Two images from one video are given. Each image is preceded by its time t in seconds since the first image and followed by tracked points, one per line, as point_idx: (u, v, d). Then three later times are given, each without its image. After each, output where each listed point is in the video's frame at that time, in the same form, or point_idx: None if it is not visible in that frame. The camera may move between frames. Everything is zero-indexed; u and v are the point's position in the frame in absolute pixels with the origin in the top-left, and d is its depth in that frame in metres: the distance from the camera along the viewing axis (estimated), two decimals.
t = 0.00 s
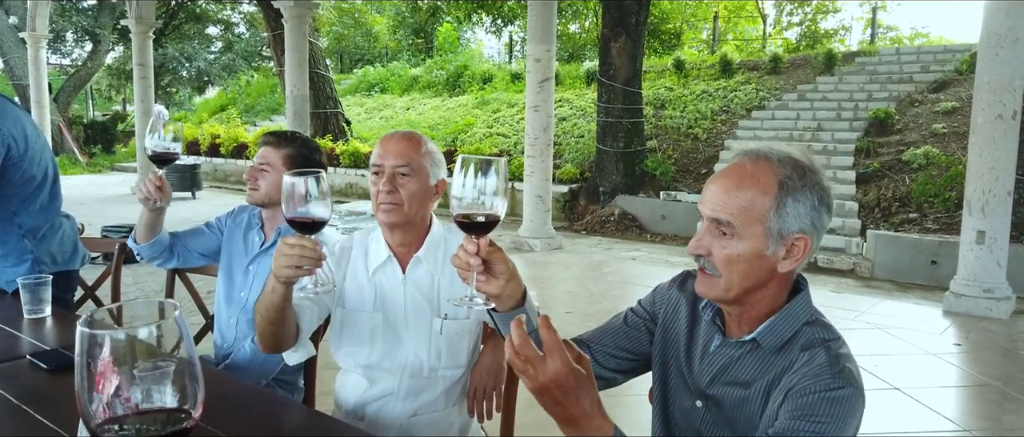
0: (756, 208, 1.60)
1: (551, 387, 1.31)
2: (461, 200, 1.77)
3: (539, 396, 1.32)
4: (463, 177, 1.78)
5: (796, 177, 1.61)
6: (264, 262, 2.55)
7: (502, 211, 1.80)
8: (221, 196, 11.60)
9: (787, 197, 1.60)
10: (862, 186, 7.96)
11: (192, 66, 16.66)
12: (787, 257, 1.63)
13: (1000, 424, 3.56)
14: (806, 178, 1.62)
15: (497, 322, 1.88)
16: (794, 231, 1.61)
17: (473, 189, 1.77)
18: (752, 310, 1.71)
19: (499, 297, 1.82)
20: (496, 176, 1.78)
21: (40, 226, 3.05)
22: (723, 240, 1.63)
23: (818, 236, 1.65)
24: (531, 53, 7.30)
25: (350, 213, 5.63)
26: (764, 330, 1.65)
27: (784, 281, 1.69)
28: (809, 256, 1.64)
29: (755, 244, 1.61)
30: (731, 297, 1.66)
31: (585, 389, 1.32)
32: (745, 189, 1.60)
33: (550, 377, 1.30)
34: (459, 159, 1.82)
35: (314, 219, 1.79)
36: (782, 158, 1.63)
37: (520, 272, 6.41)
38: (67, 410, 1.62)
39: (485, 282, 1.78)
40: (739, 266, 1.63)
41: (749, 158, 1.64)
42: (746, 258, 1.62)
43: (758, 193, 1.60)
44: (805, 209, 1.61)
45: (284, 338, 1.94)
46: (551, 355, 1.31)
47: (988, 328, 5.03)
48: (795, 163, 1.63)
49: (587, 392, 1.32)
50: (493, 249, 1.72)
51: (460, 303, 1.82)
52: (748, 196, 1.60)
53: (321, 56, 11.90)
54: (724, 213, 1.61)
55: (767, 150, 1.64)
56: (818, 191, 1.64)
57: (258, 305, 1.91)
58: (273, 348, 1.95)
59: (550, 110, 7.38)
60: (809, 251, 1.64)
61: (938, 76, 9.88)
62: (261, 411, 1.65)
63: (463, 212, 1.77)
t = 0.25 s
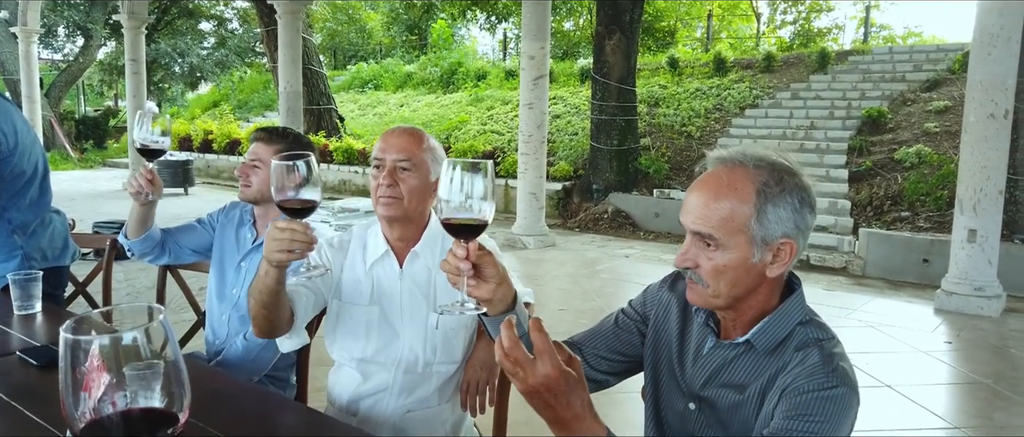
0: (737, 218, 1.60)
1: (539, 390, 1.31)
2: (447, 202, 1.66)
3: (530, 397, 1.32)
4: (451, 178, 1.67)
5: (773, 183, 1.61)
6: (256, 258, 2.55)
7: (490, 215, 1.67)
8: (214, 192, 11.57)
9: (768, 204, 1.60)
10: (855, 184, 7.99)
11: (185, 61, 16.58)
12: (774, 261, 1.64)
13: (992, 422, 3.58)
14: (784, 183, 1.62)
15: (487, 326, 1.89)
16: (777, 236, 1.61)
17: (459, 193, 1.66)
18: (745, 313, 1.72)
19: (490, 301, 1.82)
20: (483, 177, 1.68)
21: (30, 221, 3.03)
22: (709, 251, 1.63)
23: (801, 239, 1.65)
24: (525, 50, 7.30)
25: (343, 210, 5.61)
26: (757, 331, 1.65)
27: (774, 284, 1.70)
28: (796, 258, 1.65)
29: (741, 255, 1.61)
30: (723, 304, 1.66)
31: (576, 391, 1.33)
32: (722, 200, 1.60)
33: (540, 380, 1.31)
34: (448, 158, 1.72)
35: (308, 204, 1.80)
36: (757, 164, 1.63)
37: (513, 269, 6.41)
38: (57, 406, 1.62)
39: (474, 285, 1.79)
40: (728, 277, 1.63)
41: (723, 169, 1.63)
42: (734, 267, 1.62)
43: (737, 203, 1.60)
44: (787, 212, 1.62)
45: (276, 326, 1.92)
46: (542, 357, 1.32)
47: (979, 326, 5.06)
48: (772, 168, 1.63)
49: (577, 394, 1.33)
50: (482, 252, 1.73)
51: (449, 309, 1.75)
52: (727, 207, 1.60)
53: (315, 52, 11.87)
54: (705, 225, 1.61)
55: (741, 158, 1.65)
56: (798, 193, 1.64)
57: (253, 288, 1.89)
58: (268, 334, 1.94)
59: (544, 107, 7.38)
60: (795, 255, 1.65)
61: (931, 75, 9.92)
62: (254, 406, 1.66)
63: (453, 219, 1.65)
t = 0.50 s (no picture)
0: (727, 215, 1.60)
1: (527, 383, 1.32)
2: (439, 203, 1.63)
3: (519, 389, 1.33)
4: (442, 175, 1.64)
5: (761, 179, 1.61)
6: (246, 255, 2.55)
7: (481, 215, 1.65)
8: (206, 187, 11.52)
9: (757, 200, 1.60)
10: (847, 181, 8.02)
11: (176, 56, 16.42)
12: (766, 257, 1.64)
13: (981, 418, 3.61)
14: (772, 179, 1.62)
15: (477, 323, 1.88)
16: (769, 232, 1.61)
17: (451, 192, 1.63)
18: (737, 310, 1.72)
19: (480, 301, 1.80)
20: (475, 176, 1.65)
21: (18, 216, 3.02)
22: (700, 249, 1.63)
23: (792, 234, 1.65)
24: (518, 46, 7.30)
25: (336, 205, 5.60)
26: (749, 327, 1.65)
27: (765, 280, 1.70)
28: (787, 253, 1.65)
29: (733, 251, 1.61)
30: (715, 301, 1.67)
31: (565, 383, 1.34)
32: (711, 197, 1.60)
33: (527, 372, 1.31)
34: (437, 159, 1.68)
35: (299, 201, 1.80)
36: (745, 160, 1.63)
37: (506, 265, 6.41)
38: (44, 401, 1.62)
39: (465, 285, 1.77)
40: (720, 273, 1.63)
41: (711, 165, 1.63)
42: (725, 264, 1.62)
43: (726, 200, 1.60)
44: (777, 208, 1.61)
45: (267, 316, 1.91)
46: (528, 350, 1.32)
47: (969, 322, 5.10)
48: (760, 164, 1.62)
49: (565, 387, 1.34)
50: (473, 252, 1.72)
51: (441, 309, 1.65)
52: (716, 204, 1.60)
53: (308, 47, 11.83)
54: (696, 223, 1.61)
55: (729, 154, 1.65)
56: (788, 188, 1.64)
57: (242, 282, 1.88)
58: (259, 328, 1.93)
59: (537, 103, 7.38)
60: (786, 250, 1.65)
61: (923, 73, 9.96)
62: (243, 401, 1.65)
63: (445, 219, 1.63)
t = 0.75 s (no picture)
0: (719, 207, 1.60)
1: (519, 368, 1.34)
2: (424, 198, 1.61)
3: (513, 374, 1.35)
4: (428, 169, 1.61)
5: (754, 171, 1.61)
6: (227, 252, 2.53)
7: (467, 211, 1.63)
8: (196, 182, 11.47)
9: (749, 192, 1.60)
10: (838, 177, 8.05)
11: (166, 49, 16.36)
12: (757, 249, 1.65)
13: (970, 412, 3.63)
14: (764, 171, 1.62)
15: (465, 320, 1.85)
16: (760, 224, 1.62)
17: (436, 188, 1.61)
18: (726, 305, 1.73)
19: (468, 296, 1.78)
20: (462, 170, 1.62)
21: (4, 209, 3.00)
22: (691, 241, 1.63)
23: (783, 227, 1.66)
24: (510, 40, 7.29)
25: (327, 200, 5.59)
26: (739, 322, 1.65)
27: (755, 274, 1.71)
28: (777, 248, 1.66)
29: (724, 243, 1.62)
30: (705, 294, 1.66)
31: (557, 370, 1.35)
32: (704, 189, 1.61)
33: (518, 358, 1.33)
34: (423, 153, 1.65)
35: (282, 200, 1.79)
36: (738, 153, 1.63)
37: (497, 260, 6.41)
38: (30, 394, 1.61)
39: (452, 280, 1.76)
40: (712, 265, 1.63)
41: (705, 157, 1.63)
42: (716, 256, 1.62)
43: (721, 192, 1.60)
44: (768, 201, 1.62)
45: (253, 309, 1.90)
46: (522, 337, 1.33)
47: (958, 317, 5.13)
48: (753, 156, 1.63)
49: (556, 374, 1.35)
50: (460, 247, 1.68)
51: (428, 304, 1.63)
52: (710, 196, 1.60)
53: (299, 41, 11.78)
54: (687, 215, 1.61)
55: (722, 146, 1.65)
56: (779, 180, 1.64)
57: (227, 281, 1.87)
58: (246, 327, 1.94)
59: (529, 98, 7.37)
60: (777, 243, 1.65)
61: (913, 68, 10.01)
62: (233, 396, 1.65)
63: (433, 216, 1.61)
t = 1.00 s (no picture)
0: (699, 214, 1.48)
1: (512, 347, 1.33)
2: (409, 190, 1.61)
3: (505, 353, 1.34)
4: (413, 161, 1.62)
5: (730, 175, 1.48)
6: (199, 246, 2.49)
7: (454, 203, 1.63)
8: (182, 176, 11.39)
9: (728, 196, 1.48)
10: (825, 171, 8.10)
11: (152, 43, 16.24)
12: (741, 248, 1.54)
13: (954, 404, 3.66)
14: (741, 174, 1.49)
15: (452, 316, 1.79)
16: (742, 226, 1.50)
17: (422, 180, 1.61)
18: (714, 296, 1.63)
19: (454, 289, 1.72)
20: (447, 163, 1.64)
21: None
22: (675, 249, 1.51)
23: (766, 224, 1.55)
24: (498, 35, 7.28)
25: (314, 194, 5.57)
26: (724, 312, 1.58)
27: (739, 268, 1.62)
28: (762, 244, 1.55)
29: (707, 249, 1.50)
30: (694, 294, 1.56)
31: (552, 354, 1.34)
32: (680, 195, 1.48)
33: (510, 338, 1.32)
34: (409, 145, 1.66)
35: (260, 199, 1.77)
36: (713, 155, 1.50)
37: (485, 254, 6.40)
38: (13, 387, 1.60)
39: (437, 274, 1.69)
40: (695, 270, 1.52)
41: (678, 162, 1.50)
42: (700, 263, 1.51)
43: (700, 199, 1.47)
44: (748, 201, 1.50)
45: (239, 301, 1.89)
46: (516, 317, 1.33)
47: (942, 310, 5.18)
48: (727, 158, 1.50)
49: (550, 358, 1.34)
50: (445, 241, 1.64)
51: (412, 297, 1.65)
52: (688, 203, 1.48)
53: (286, 35, 11.73)
54: (668, 224, 1.49)
55: (694, 148, 1.51)
56: (757, 179, 1.52)
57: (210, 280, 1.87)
58: (229, 323, 1.95)
59: (517, 92, 7.37)
60: (760, 241, 1.55)
61: (900, 64, 10.09)
62: (217, 388, 1.64)
63: (418, 208, 1.60)
